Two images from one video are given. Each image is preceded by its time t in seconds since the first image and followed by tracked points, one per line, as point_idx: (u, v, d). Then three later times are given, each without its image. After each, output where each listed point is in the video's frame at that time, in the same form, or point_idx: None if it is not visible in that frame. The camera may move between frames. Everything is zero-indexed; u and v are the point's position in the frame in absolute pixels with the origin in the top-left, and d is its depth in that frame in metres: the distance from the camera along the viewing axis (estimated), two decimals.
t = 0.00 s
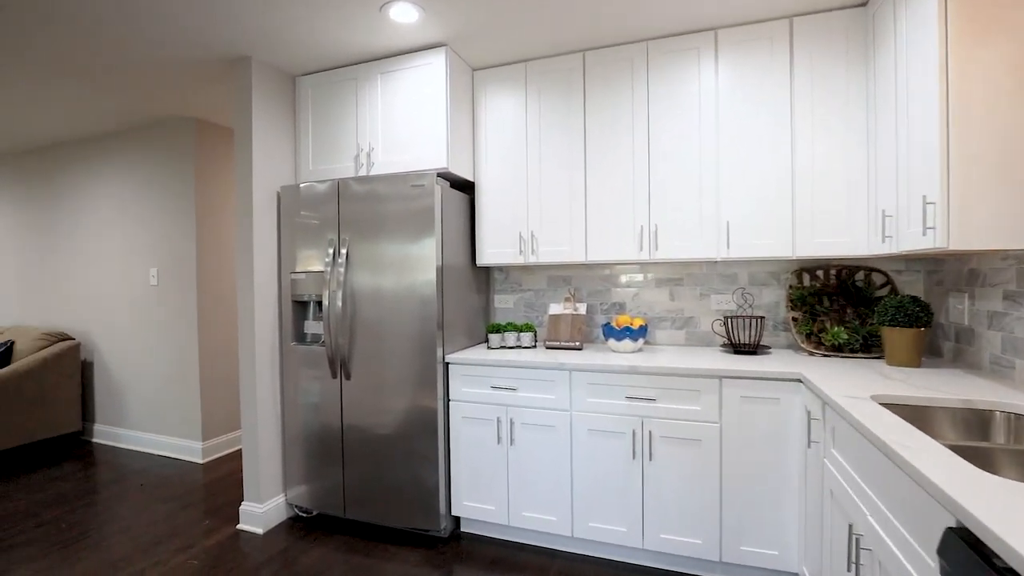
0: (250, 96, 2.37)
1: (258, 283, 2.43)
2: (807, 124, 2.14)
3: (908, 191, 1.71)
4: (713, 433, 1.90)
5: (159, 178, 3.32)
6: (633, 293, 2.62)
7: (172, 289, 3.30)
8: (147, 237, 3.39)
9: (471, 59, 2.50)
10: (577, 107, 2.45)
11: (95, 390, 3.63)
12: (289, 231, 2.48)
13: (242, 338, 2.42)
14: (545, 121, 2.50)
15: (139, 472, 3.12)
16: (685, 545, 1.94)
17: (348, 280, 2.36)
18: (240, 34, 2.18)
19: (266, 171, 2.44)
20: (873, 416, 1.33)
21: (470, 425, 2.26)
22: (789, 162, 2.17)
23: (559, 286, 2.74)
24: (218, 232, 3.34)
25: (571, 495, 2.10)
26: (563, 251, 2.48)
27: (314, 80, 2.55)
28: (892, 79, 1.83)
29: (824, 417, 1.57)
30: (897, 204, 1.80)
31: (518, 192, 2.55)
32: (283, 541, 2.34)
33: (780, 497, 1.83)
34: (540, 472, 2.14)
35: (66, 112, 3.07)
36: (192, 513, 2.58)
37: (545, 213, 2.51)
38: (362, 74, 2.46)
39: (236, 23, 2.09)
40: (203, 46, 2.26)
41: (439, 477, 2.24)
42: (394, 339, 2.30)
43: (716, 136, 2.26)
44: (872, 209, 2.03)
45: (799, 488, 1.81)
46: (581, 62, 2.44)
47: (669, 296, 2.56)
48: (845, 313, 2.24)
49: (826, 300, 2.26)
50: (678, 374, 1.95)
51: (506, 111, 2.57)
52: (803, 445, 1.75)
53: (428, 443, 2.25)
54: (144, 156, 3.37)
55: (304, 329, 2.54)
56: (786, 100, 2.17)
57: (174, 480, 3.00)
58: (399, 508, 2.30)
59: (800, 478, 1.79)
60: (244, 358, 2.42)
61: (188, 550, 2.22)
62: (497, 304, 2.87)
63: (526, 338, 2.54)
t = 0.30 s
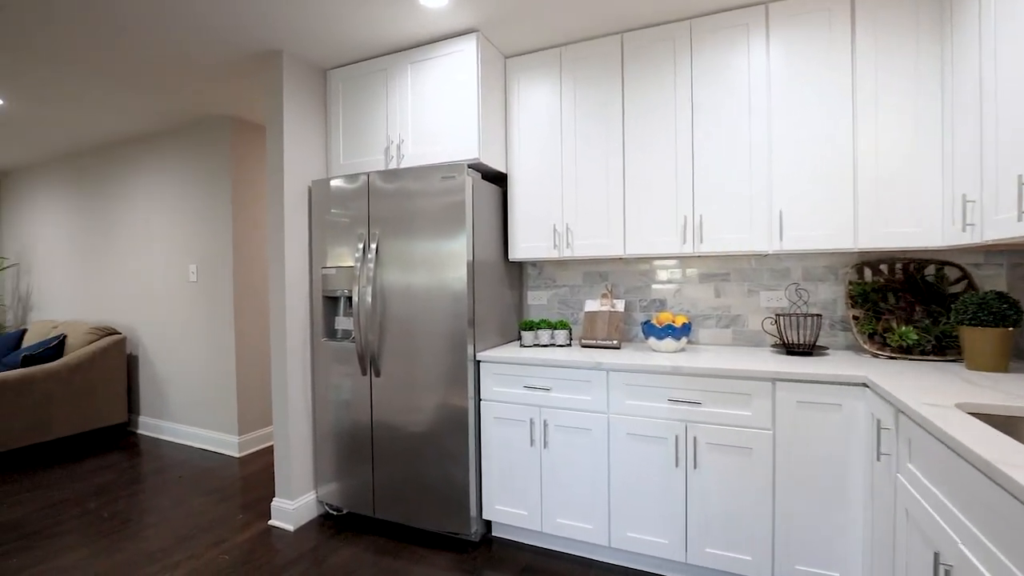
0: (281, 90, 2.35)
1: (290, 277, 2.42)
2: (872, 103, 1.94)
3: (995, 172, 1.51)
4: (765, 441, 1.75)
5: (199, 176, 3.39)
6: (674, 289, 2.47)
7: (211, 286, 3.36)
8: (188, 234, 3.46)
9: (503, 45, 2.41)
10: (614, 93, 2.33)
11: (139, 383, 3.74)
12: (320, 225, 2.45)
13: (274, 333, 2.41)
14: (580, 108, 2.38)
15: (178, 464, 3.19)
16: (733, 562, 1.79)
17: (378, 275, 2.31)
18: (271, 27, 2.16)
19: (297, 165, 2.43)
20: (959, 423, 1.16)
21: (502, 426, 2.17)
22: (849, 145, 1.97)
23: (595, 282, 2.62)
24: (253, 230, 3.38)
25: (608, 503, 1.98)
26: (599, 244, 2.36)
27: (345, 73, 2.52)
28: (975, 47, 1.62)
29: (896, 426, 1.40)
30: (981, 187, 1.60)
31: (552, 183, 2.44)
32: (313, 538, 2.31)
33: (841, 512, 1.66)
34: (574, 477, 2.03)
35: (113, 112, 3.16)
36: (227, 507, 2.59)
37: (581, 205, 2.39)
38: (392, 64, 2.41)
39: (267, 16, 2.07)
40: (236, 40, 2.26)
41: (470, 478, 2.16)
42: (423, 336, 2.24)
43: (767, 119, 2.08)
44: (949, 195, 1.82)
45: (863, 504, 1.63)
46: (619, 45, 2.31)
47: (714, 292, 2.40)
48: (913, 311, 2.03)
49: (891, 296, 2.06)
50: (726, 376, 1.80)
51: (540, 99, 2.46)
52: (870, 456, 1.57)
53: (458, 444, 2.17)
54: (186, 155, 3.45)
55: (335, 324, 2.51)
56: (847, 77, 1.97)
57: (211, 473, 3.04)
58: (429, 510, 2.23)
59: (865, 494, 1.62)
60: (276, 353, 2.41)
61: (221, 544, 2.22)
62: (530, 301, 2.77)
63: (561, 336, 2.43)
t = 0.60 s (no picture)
0: (311, 83, 2.32)
1: (320, 273, 2.40)
2: (950, 74, 1.72)
3: None
4: (826, 455, 1.57)
5: (237, 174, 3.43)
6: (720, 285, 2.29)
7: (248, 283, 3.40)
8: (227, 231, 3.53)
9: (536, 29, 2.29)
10: (654, 75, 2.17)
11: (182, 377, 3.84)
12: (349, 221, 2.41)
13: (304, 329, 2.39)
14: (618, 92, 2.24)
15: (216, 458, 3.24)
16: None
17: (407, 270, 2.24)
18: (299, 18, 2.13)
19: (327, 160, 2.40)
20: None
21: (534, 430, 2.06)
22: (923, 122, 1.76)
23: (634, 278, 2.47)
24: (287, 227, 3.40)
25: (648, 516, 1.84)
26: (638, 237, 2.21)
27: (374, 65, 2.47)
28: None
29: (986, 442, 1.21)
30: None
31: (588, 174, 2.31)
32: (341, 538, 2.27)
33: (916, 538, 1.47)
34: (611, 486, 1.90)
35: (155, 111, 3.25)
36: (260, 502, 2.60)
37: (618, 196, 2.25)
38: (421, 54, 2.34)
39: (295, 6, 2.03)
40: (266, 34, 2.25)
41: (501, 484, 2.06)
42: (452, 334, 2.15)
43: (826, 96, 1.88)
44: None
45: (944, 530, 1.43)
46: (660, 23, 2.16)
47: (765, 289, 2.21)
48: (998, 310, 1.79)
49: (973, 293, 1.82)
50: (781, 381, 1.63)
51: (575, 85, 2.34)
52: (952, 476, 1.37)
53: (488, 447, 2.08)
54: (225, 153, 3.52)
55: (364, 322, 2.46)
56: (922, 45, 1.75)
57: (246, 468, 3.07)
58: (457, 515, 2.15)
59: (947, 518, 1.42)
60: (306, 349, 2.39)
61: (250, 542, 2.21)
62: (565, 298, 2.65)
63: (597, 335, 2.29)
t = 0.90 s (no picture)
0: (338, 76, 2.29)
1: (348, 269, 2.36)
2: None
3: None
4: (897, 473, 1.38)
5: (274, 173, 3.48)
6: (771, 282, 2.10)
7: (284, 281, 3.44)
8: (264, 230, 3.58)
9: (568, 11, 2.17)
10: (697, 54, 2.01)
11: (223, 373, 3.93)
12: (378, 216, 2.37)
13: (332, 326, 2.37)
14: (657, 74, 2.09)
15: (252, 453, 3.28)
16: None
17: (434, 267, 2.17)
18: (325, 10, 2.09)
19: (355, 154, 2.36)
20: None
21: (566, 435, 1.94)
22: (1014, 93, 1.52)
23: (675, 274, 2.30)
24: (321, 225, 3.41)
25: (690, 533, 1.69)
26: (679, 230, 2.05)
27: (402, 56, 2.41)
28: None
29: None
30: None
31: (624, 162, 2.17)
32: (367, 540, 2.23)
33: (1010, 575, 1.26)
34: (649, 498, 1.76)
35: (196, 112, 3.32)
36: (291, 499, 2.59)
37: (657, 186, 2.10)
38: (449, 42, 2.26)
39: None
40: (294, 27, 2.23)
41: (531, 492, 1.95)
42: (480, 332, 2.06)
43: (895, 67, 1.67)
44: None
45: None
46: None
47: (822, 286, 2.01)
48: None
49: None
50: (844, 389, 1.45)
51: (610, 69, 2.20)
52: None
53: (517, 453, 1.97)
54: (262, 153, 3.58)
55: (392, 319, 2.41)
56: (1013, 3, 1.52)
57: (280, 464, 3.09)
58: (485, 522, 2.05)
59: None
60: (335, 347, 2.36)
61: (279, 540, 2.19)
62: (600, 296, 2.51)
63: (635, 335, 2.13)
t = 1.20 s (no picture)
0: (370, 69, 2.26)
1: (380, 264, 2.33)
2: None
3: None
4: (991, 498, 1.19)
5: (313, 171, 3.52)
6: (833, 278, 1.91)
7: (323, 277, 3.47)
8: (304, 227, 3.63)
9: None
10: (747, 28, 1.84)
11: (265, 368, 4.02)
12: (410, 210, 2.32)
13: (365, 322, 2.34)
14: (703, 53, 1.93)
15: (291, 448, 3.32)
16: None
17: (466, 262, 2.09)
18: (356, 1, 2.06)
19: (387, 148, 2.32)
20: None
21: (603, 440, 1.82)
22: None
23: (723, 270, 2.14)
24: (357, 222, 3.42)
25: (739, 551, 1.54)
26: (728, 221, 1.89)
27: (435, 47, 2.36)
28: None
29: None
30: None
31: (666, 149, 2.02)
32: (398, 541, 2.18)
33: None
34: (695, 512, 1.62)
35: (238, 112, 3.40)
36: (325, 496, 2.59)
37: (703, 174, 1.94)
38: (482, 30, 2.19)
39: None
40: (327, 21, 2.21)
41: (566, 500, 1.84)
42: (513, 330, 1.97)
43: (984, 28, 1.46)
44: None
45: None
46: None
47: (892, 282, 1.80)
48: None
49: None
50: (925, 398, 1.27)
51: (652, 50, 2.06)
52: None
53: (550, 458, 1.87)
54: (302, 151, 3.63)
55: (425, 316, 2.36)
56: None
57: (317, 459, 3.11)
58: (518, 528, 1.96)
59: None
60: (367, 343, 2.34)
61: (312, 537, 2.18)
62: (641, 293, 2.37)
63: (679, 335, 1.98)
